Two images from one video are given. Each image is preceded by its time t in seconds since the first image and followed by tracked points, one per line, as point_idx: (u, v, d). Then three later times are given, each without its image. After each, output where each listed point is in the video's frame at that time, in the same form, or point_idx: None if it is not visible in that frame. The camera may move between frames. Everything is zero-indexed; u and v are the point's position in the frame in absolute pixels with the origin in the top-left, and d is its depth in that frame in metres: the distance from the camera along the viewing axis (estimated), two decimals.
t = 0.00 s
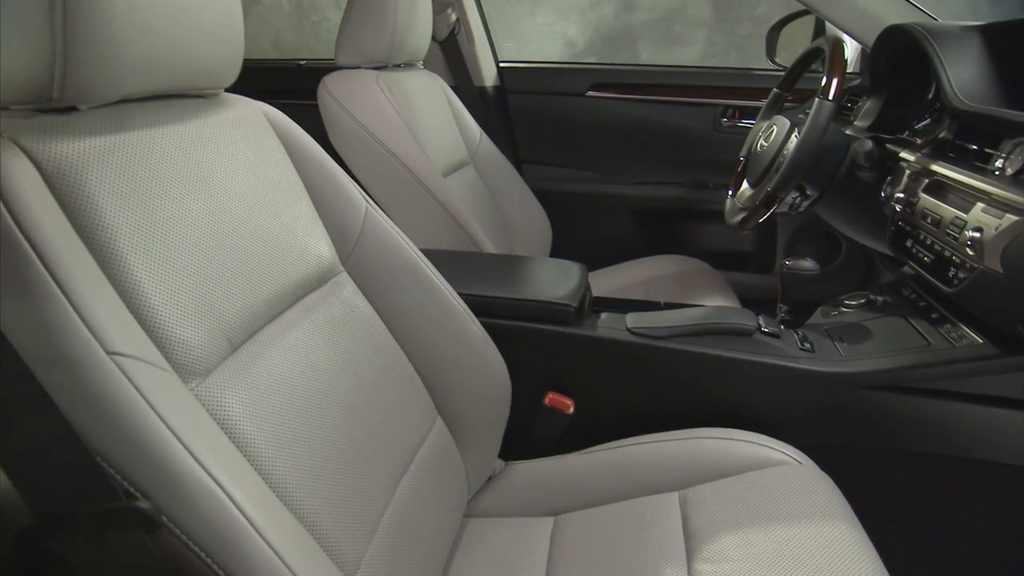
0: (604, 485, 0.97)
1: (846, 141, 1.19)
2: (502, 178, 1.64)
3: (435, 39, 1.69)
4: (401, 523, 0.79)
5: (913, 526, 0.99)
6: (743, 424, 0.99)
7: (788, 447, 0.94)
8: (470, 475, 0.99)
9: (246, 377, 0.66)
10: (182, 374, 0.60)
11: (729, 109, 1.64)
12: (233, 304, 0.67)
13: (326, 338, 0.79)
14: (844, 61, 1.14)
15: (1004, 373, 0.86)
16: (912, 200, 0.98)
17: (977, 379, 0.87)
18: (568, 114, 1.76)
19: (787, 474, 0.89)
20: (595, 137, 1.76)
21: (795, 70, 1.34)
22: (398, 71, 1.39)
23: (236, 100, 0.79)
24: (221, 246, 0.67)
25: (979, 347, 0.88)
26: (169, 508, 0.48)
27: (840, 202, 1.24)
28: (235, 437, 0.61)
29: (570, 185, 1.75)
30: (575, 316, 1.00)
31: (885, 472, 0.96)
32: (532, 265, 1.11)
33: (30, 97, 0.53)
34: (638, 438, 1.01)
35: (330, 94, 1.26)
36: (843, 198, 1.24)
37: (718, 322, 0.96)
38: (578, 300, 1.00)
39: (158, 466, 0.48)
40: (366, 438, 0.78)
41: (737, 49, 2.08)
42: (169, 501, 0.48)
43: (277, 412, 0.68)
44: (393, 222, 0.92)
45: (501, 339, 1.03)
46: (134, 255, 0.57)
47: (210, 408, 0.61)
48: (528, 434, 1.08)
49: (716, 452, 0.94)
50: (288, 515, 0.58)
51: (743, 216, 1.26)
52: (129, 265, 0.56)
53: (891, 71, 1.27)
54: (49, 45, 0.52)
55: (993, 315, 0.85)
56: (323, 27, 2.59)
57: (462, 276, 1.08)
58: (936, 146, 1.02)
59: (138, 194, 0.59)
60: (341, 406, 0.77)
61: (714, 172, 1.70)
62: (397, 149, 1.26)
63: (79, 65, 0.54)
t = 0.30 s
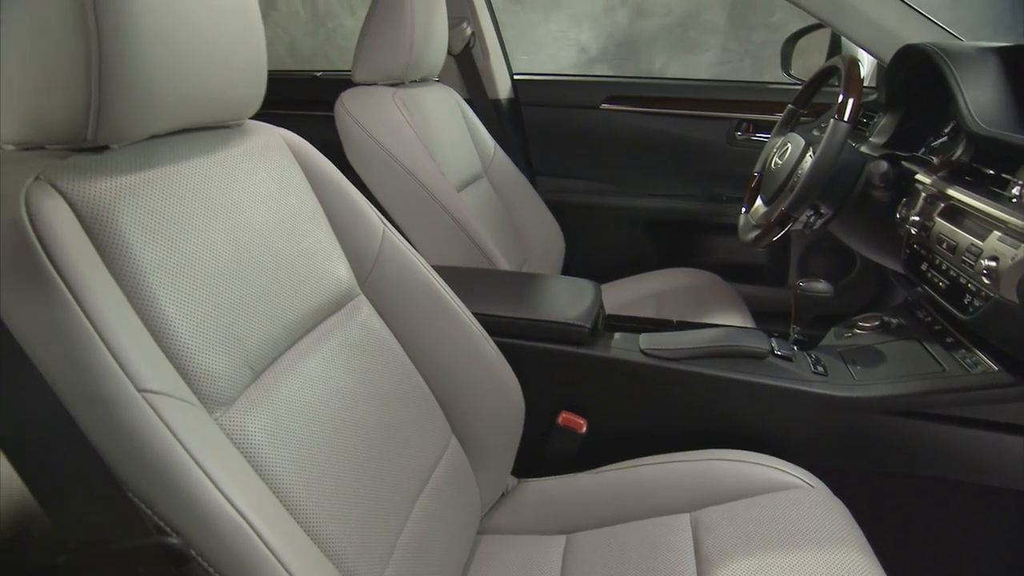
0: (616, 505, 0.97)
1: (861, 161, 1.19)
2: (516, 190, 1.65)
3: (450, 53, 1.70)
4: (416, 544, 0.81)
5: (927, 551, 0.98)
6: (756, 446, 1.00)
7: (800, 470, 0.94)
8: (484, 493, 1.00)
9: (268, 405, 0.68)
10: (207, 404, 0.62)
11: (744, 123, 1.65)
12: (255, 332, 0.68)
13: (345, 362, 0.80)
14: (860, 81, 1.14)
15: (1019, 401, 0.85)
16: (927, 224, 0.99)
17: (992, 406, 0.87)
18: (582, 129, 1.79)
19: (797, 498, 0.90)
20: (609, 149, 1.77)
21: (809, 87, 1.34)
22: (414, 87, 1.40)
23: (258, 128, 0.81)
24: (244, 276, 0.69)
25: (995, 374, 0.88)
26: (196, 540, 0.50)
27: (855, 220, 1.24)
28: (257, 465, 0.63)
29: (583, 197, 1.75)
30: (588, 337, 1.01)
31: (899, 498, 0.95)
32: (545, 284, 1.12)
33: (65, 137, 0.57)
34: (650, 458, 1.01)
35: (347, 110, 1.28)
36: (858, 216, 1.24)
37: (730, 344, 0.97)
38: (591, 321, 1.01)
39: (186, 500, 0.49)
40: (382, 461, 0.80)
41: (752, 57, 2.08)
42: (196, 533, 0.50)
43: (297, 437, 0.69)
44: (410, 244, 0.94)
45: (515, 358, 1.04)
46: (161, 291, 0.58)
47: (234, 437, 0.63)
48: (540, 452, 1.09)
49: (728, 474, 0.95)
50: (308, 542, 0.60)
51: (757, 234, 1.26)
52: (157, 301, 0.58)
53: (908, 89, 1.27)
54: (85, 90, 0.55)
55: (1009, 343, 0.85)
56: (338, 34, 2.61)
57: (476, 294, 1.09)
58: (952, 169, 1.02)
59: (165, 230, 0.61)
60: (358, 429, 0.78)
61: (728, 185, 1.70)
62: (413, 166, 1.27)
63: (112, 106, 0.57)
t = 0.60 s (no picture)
0: (627, 523, 0.98)
1: (874, 180, 1.19)
2: (528, 202, 1.65)
3: (464, 66, 1.72)
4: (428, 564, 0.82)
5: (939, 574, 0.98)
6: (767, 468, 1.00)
7: (810, 492, 0.95)
8: (496, 509, 1.01)
9: (287, 430, 0.69)
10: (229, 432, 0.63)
11: (756, 137, 1.66)
12: (275, 359, 0.70)
13: (361, 383, 0.82)
14: (873, 100, 1.14)
15: None
16: (940, 246, 0.99)
17: (1005, 433, 0.87)
18: (595, 140, 1.79)
19: (807, 521, 0.90)
20: (621, 161, 1.78)
21: (822, 103, 1.34)
22: (428, 103, 1.41)
23: (278, 153, 0.82)
24: (265, 304, 0.70)
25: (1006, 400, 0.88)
26: (221, 568, 0.52)
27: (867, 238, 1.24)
28: (276, 490, 0.64)
29: (595, 209, 1.76)
30: (600, 356, 1.02)
31: (910, 520, 0.95)
32: (557, 300, 1.13)
33: (95, 175, 0.59)
34: (660, 477, 1.02)
35: (361, 127, 1.29)
36: (870, 234, 1.24)
37: (740, 366, 0.98)
38: (603, 341, 1.02)
39: (211, 530, 0.52)
40: (396, 481, 0.81)
41: (765, 64, 2.07)
42: (221, 562, 0.52)
43: (315, 461, 0.71)
44: (424, 265, 0.95)
45: (527, 377, 1.06)
46: (186, 323, 0.60)
47: (255, 464, 0.64)
48: (552, 468, 1.10)
49: (738, 495, 0.95)
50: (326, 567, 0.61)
51: (769, 252, 1.27)
52: (183, 333, 0.59)
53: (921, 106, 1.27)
54: (115, 133, 0.57)
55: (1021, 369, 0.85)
56: (351, 40, 2.63)
57: (489, 312, 1.10)
58: (965, 191, 1.00)
59: (190, 263, 0.63)
60: (374, 451, 0.79)
61: (740, 198, 1.70)
62: (427, 181, 1.29)
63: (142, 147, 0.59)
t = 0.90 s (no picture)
0: (636, 539, 0.98)
1: (884, 197, 1.19)
2: (538, 213, 1.66)
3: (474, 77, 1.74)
4: None
5: None
6: (775, 485, 1.01)
7: (816, 511, 0.95)
8: (504, 524, 1.02)
9: (303, 452, 0.70)
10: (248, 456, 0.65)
11: (766, 149, 1.66)
12: (291, 382, 0.71)
13: (374, 403, 0.83)
14: (884, 118, 1.14)
15: None
16: (950, 267, 0.99)
17: (1013, 454, 0.87)
18: (603, 152, 1.81)
19: (813, 541, 0.90)
20: (631, 170, 1.79)
21: (832, 119, 1.34)
22: (440, 117, 1.42)
23: (294, 177, 0.84)
24: (282, 328, 0.72)
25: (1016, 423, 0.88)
26: None
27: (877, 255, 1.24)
28: (293, 513, 0.66)
29: (604, 219, 1.77)
30: (609, 373, 1.03)
31: (919, 540, 0.96)
32: (567, 316, 1.14)
33: (121, 207, 0.60)
34: (668, 494, 1.03)
35: (374, 141, 1.31)
36: (880, 251, 1.24)
37: (748, 386, 0.98)
38: (612, 359, 1.03)
39: (232, 557, 0.53)
40: (409, 499, 0.83)
41: (775, 70, 2.07)
42: None
43: (330, 481, 0.72)
44: (437, 285, 0.96)
45: (536, 392, 1.07)
46: (207, 350, 0.62)
47: (272, 488, 0.65)
48: (561, 482, 1.11)
49: (745, 513, 0.96)
50: None
51: (779, 268, 1.27)
52: (204, 361, 0.61)
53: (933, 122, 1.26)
54: (141, 168, 0.59)
55: None
56: (363, 45, 2.65)
57: (499, 327, 1.12)
58: (976, 212, 1.01)
59: (210, 292, 0.64)
60: (388, 470, 0.81)
61: (749, 209, 1.71)
62: (438, 195, 1.30)
63: (165, 182, 0.61)
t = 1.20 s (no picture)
0: (641, 552, 0.99)
1: (892, 212, 1.20)
2: (546, 222, 1.66)
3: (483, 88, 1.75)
4: None
5: None
6: (781, 500, 1.01)
7: (822, 528, 0.96)
8: (512, 536, 1.03)
9: (317, 470, 0.72)
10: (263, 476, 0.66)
11: (773, 160, 1.66)
12: (305, 402, 0.73)
13: (385, 420, 0.85)
14: (892, 134, 1.15)
15: None
16: (957, 284, 1.00)
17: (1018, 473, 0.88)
18: (611, 160, 1.82)
19: (819, 558, 0.91)
20: (638, 178, 1.80)
21: (840, 132, 1.34)
22: (449, 129, 1.43)
23: (307, 196, 0.85)
24: (296, 348, 0.73)
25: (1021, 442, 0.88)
26: None
27: (884, 269, 1.25)
28: (307, 531, 0.67)
29: (611, 227, 1.78)
30: (617, 388, 1.04)
31: (924, 556, 0.96)
32: (575, 329, 1.15)
33: (142, 234, 0.62)
34: (675, 508, 1.03)
35: (384, 154, 1.33)
36: (888, 265, 1.24)
37: (754, 403, 0.99)
38: (619, 374, 1.04)
39: None
40: (419, 514, 0.84)
41: (783, 75, 2.07)
42: None
43: (342, 499, 0.73)
44: (446, 301, 0.97)
45: (544, 406, 1.08)
46: (223, 373, 0.63)
47: (287, 507, 0.67)
48: (568, 493, 1.12)
49: (751, 529, 0.96)
50: None
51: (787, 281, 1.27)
52: (220, 384, 0.63)
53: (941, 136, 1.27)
54: (162, 197, 0.60)
55: None
56: (371, 50, 2.66)
57: (507, 341, 1.13)
58: (984, 229, 1.01)
59: (227, 315, 0.66)
60: (399, 485, 0.82)
61: (757, 218, 1.71)
62: (446, 207, 1.31)
63: (185, 210, 0.62)
